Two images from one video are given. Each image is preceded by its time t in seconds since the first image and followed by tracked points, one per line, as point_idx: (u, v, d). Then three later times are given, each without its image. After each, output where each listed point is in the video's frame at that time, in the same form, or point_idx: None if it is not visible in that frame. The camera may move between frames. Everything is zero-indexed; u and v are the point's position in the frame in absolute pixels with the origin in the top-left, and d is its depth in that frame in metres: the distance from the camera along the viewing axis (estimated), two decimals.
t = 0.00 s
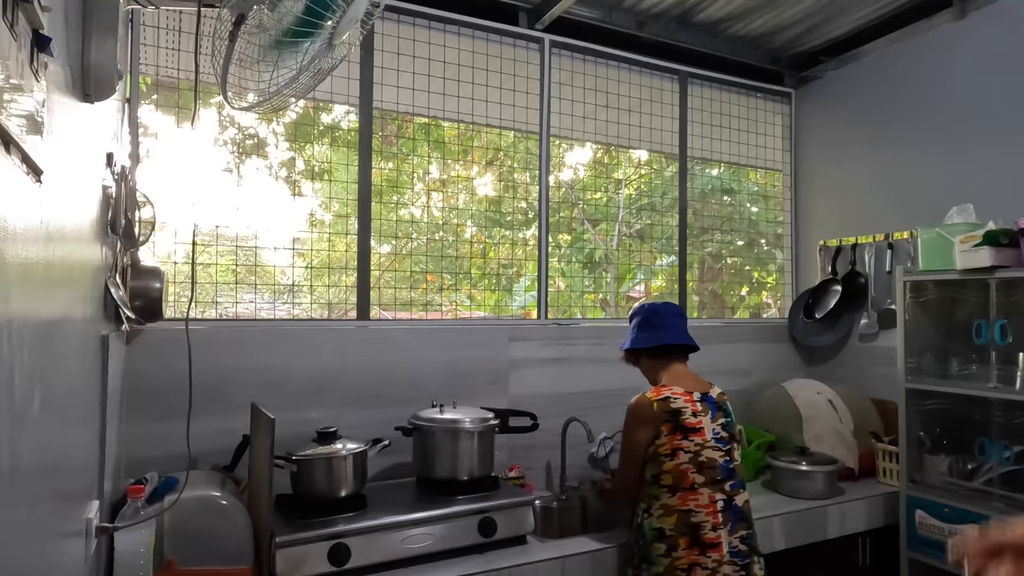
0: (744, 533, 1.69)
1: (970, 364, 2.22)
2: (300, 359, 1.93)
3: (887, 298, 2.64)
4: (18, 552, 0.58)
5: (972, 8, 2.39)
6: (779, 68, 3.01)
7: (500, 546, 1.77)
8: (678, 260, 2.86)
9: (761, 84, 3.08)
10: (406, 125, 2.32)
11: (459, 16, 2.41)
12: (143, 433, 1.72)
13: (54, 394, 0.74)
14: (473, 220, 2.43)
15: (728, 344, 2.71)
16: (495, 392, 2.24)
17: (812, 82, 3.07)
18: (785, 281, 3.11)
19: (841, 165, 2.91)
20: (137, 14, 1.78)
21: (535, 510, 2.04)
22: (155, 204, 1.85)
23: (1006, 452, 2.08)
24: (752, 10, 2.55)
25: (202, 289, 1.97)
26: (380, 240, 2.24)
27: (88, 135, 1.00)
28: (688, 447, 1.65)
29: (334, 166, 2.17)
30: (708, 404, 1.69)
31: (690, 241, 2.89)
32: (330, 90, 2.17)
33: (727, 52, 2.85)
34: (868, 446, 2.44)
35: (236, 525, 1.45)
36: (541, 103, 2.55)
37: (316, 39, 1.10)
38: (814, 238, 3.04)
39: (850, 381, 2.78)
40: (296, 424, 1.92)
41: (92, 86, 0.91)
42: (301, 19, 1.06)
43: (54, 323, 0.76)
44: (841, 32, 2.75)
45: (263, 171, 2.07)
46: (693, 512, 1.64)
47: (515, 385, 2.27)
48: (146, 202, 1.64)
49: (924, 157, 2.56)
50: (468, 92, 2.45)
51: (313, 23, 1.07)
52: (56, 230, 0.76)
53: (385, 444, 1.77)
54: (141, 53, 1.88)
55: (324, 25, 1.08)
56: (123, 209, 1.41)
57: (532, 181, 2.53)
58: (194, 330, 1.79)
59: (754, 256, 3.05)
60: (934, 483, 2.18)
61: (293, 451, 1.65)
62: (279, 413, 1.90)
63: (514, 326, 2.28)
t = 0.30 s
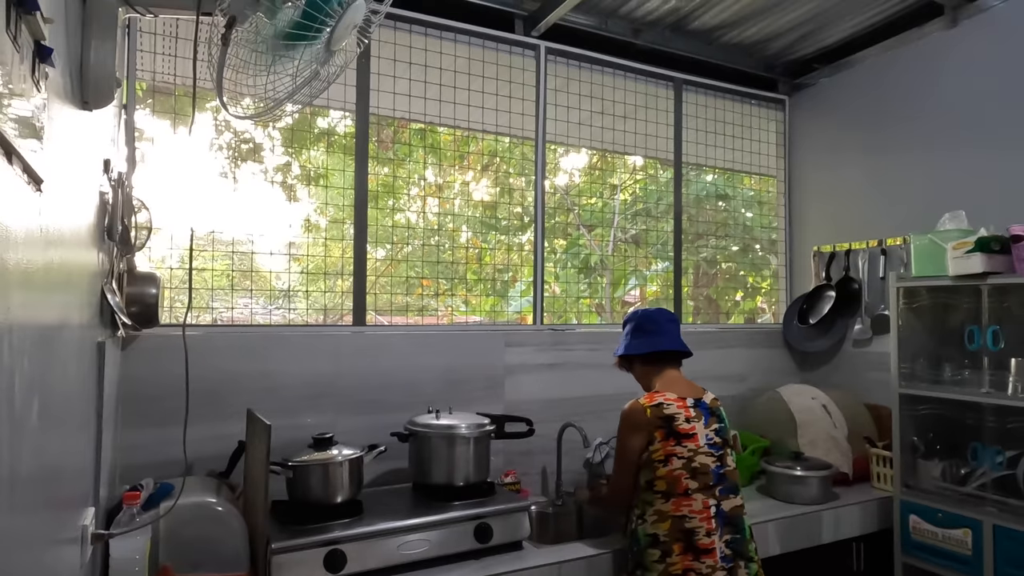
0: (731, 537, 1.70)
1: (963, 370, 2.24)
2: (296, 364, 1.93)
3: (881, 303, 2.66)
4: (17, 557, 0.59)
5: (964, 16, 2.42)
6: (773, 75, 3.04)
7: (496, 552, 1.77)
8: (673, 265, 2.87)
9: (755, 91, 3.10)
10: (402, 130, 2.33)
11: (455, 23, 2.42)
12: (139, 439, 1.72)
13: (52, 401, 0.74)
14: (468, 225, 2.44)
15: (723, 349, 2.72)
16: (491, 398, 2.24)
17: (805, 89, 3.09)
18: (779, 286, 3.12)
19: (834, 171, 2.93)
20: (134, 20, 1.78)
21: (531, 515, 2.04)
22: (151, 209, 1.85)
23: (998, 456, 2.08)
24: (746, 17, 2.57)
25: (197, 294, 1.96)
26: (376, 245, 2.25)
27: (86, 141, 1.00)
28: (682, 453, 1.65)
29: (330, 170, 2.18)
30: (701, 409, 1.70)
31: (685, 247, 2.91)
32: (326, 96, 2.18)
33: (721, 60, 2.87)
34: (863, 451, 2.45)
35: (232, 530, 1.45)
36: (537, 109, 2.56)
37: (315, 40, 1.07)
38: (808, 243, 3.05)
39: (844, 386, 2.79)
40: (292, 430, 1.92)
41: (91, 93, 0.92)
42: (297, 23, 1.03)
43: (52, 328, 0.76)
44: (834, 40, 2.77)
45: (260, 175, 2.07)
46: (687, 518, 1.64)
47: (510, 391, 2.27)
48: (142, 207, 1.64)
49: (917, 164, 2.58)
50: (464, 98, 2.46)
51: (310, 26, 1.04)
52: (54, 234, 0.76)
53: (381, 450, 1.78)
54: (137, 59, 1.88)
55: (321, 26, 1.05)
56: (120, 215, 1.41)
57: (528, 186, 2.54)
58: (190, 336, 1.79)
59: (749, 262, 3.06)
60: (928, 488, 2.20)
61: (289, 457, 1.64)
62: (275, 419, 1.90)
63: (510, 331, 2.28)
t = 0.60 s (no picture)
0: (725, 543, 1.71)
1: (954, 374, 2.25)
2: (289, 369, 1.92)
3: (873, 308, 2.67)
4: (8, 564, 0.58)
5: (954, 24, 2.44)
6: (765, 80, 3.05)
7: (489, 557, 1.77)
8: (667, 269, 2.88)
9: (748, 97, 3.12)
10: (396, 134, 2.33)
11: (449, 28, 2.42)
12: (131, 445, 1.71)
13: (43, 406, 0.74)
14: (463, 229, 2.44)
15: (716, 353, 2.73)
16: (485, 402, 2.24)
17: (798, 95, 3.11)
18: (772, 290, 3.13)
19: (826, 176, 2.95)
20: (128, 25, 1.78)
21: (525, 520, 2.04)
22: (144, 213, 1.84)
23: (990, 460, 2.08)
24: (739, 23, 2.58)
25: (190, 298, 1.96)
26: (370, 249, 2.25)
27: (79, 146, 1.00)
28: (677, 459, 1.66)
29: (324, 173, 2.18)
30: (697, 415, 1.70)
31: (679, 251, 2.92)
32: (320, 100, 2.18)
33: (714, 65, 2.88)
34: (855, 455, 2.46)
35: (224, 536, 1.45)
36: (531, 115, 2.56)
37: (316, 43, 1.09)
38: (800, 249, 3.07)
39: (836, 391, 2.80)
40: (285, 435, 1.91)
41: (83, 98, 0.92)
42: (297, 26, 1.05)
43: (44, 332, 0.75)
44: (826, 46, 2.79)
45: (254, 178, 2.07)
46: (681, 523, 1.64)
47: (504, 395, 2.27)
48: (135, 211, 1.64)
49: (908, 170, 2.59)
50: (459, 103, 2.46)
51: (309, 28, 1.05)
52: (46, 237, 0.76)
53: (375, 455, 1.77)
54: (131, 63, 1.88)
55: (321, 29, 1.06)
56: (113, 219, 1.40)
57: (522, 190, 2.55)
58: (183, 340, 1.78)
59: (742, 266, 3.08)
60: (919, 492, 2.21)
61: (281, 462, 1.64)
62: (268, 424, 1.89)
63: (504, 336, 2.28)
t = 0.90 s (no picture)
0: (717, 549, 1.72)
1: (941, 378, 2.27)
2: (279, 374, 1.91)
3: (862, 312, 2.69)
4: None
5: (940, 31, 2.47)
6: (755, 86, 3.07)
7: (479, 562, 1.77)
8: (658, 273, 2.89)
9: (739, 102, 3.13)
10: (387, 137, 2.32)
11: (441, 32, 2.42)
12: (118, 450, 1.69)
13: (29, 412, 0.73)
14: (454, 232, 2.44)
15: (707, 357, 2.74)
16: (476, 407, 2.24)
17: (787, 101, 3.13)
18: (762, 294, 3.15)
19: (815, 181, 2.97)
20: (117, 27, 1.77)
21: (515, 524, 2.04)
22: (132, 215, 1.83)
23: (976, 464, 2.11)
24: (729, 29, 2.60)
25: (179, 301, 1.95)
26: (360, 252, 2.24)
27: (67, 148, 0.99)
28: (671, 464, 1.66)
29: (315, 176, 2.17)
30: (690, 420, 1.71)
31: (670, 256, 2.93)
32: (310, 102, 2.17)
33: (705, 71, 2.90)
34: (844, 458, 2.47)
35: (212, 542, 1.44)
36: (522, 119, 2.57)
37: (304, 44, 1.09)
38: (790, 253, 3.08)
39: (825, 394, 2.82)
40: (274, 440, 1.90)
41: (70, 104, 0.91)
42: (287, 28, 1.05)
43: (29, 336, 0.74)
44: (815, 53, 2.81)
45: (245, 180, 2.06)
46: (674, 528, 1.65)
47: (495, 400, 2.27)
48: (123, 213, 1.62)
49: (895, 175, 2.62)
50: (450, 107, 2.46)
51: (298, 28, 1.06)
52: (31, 239, 0.75)
53: (365, 459, 1.77)
54: (119, 65, 1.87)
55: (310, 29, 1.07)
56: (101, 223, 1.39)
57: (513, 194, 2.56)
58: (171, 345, 1.77)
59: (733, 270, 3.09)
60: (909, 495, 2.20)
61: (270, 468, 1.63)
62: (257, 429, 1.88)
63: (494, 340, 2.28)
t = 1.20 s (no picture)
0: (698, 547, 1.73)
1: (916, 378, 2.31)
2: (259, 374, 1.90)
3: (838, 313, 2.73)
4: None
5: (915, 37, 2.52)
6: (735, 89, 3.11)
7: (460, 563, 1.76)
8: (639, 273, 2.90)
9: (719, 105, 3.16)
10: (369, 136, 2.31)
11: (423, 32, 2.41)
12: (94, 453, 1.67)
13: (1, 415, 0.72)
14: (436, 232, 2.43)
15: (687, 358, 2.76)
16: (457, 408, 2.23)
17: (766, 104, 3.17)
18: (742, 295, 3.18)
19: (793, 184, 3.01)
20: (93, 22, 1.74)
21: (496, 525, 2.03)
22: (108, 213, 1.80)
23: (949, 462, 2.14)
24: (710, 32, 2.62)
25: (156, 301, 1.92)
26: (342, 252, 2.22)
27: (41, 146, 0.97)
28: (655, 464, 1.67)
29: (295, 174, 2.16)
30: (673, 420, 1.73)
31: (651, 257, 2.95)
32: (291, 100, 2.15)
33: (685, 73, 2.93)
34: (821, 457, 2.51)
35: (190, 544, 1.42)
36: (505, 119, 2.57)
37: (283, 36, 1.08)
38: (769, 255, 3.12)
39: (803, 394, 2.85)
40: (254, 441, 1.88)
41: (46, 100, 0.90)
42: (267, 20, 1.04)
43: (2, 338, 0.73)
44: (794, 57, 2.85)
45: (224, 178, 2.04)
46: (656, 527, 1.66)
47: (477, 401, 2.27)
48: (99, 210, 1.60)
49: (871, 178, 2.66)
50: (432, 106, 2.45)
51: (277, 20, 1.04)
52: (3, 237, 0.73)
53: (346, 460, 1.76)
54: (95, 61, 1.84)
55: (289, 24, 1.06)
56: (76, 221, 1.37)
57: (496, 194, 2.56)
58: (149, 345, 1.75)
59: (713, 271, 3.12)
60: (883, 493, 2.25)
61: (250, 469, 1.61)
62: (236, 431, 1.86)
63: (476, 340, 2.28)
